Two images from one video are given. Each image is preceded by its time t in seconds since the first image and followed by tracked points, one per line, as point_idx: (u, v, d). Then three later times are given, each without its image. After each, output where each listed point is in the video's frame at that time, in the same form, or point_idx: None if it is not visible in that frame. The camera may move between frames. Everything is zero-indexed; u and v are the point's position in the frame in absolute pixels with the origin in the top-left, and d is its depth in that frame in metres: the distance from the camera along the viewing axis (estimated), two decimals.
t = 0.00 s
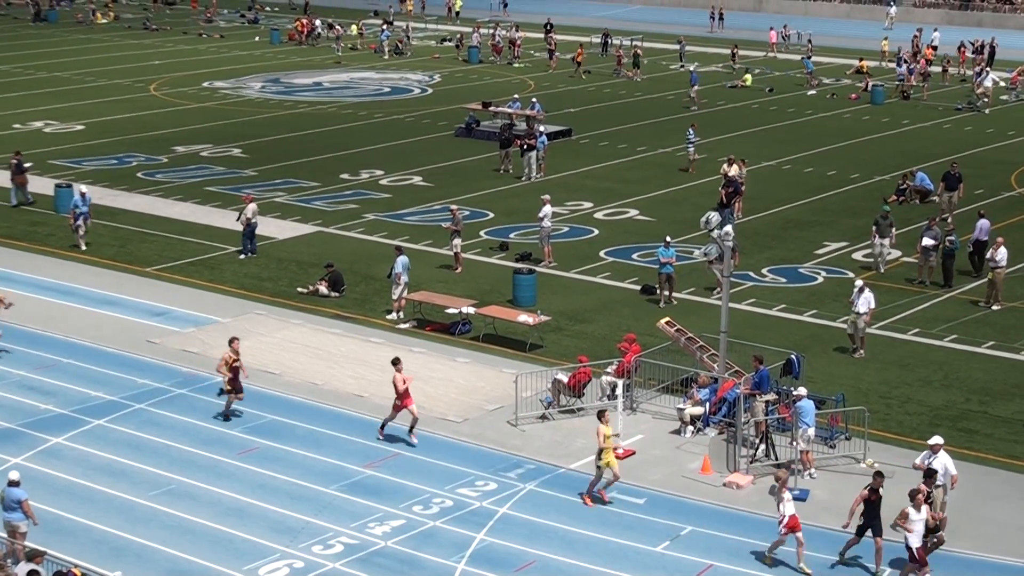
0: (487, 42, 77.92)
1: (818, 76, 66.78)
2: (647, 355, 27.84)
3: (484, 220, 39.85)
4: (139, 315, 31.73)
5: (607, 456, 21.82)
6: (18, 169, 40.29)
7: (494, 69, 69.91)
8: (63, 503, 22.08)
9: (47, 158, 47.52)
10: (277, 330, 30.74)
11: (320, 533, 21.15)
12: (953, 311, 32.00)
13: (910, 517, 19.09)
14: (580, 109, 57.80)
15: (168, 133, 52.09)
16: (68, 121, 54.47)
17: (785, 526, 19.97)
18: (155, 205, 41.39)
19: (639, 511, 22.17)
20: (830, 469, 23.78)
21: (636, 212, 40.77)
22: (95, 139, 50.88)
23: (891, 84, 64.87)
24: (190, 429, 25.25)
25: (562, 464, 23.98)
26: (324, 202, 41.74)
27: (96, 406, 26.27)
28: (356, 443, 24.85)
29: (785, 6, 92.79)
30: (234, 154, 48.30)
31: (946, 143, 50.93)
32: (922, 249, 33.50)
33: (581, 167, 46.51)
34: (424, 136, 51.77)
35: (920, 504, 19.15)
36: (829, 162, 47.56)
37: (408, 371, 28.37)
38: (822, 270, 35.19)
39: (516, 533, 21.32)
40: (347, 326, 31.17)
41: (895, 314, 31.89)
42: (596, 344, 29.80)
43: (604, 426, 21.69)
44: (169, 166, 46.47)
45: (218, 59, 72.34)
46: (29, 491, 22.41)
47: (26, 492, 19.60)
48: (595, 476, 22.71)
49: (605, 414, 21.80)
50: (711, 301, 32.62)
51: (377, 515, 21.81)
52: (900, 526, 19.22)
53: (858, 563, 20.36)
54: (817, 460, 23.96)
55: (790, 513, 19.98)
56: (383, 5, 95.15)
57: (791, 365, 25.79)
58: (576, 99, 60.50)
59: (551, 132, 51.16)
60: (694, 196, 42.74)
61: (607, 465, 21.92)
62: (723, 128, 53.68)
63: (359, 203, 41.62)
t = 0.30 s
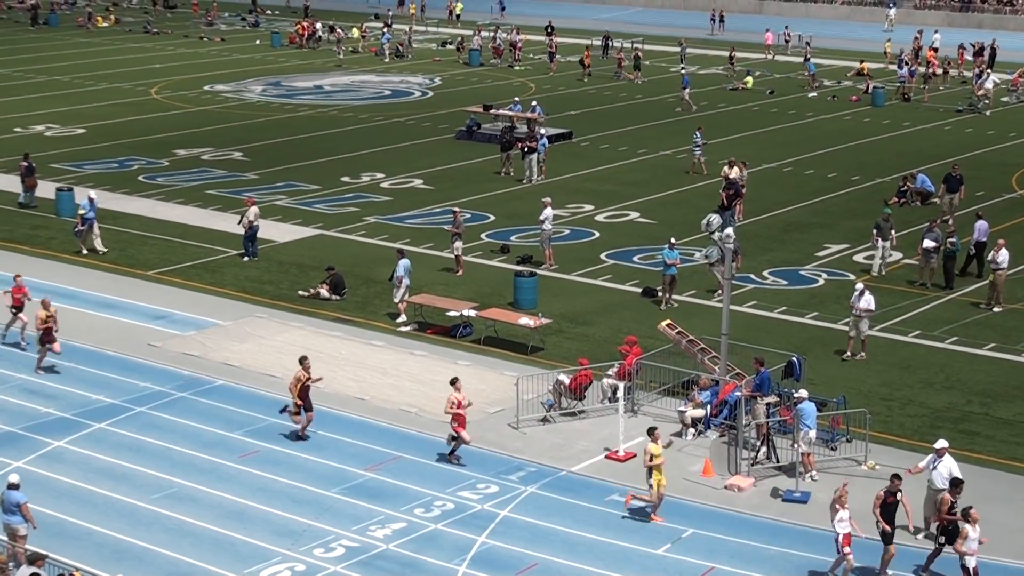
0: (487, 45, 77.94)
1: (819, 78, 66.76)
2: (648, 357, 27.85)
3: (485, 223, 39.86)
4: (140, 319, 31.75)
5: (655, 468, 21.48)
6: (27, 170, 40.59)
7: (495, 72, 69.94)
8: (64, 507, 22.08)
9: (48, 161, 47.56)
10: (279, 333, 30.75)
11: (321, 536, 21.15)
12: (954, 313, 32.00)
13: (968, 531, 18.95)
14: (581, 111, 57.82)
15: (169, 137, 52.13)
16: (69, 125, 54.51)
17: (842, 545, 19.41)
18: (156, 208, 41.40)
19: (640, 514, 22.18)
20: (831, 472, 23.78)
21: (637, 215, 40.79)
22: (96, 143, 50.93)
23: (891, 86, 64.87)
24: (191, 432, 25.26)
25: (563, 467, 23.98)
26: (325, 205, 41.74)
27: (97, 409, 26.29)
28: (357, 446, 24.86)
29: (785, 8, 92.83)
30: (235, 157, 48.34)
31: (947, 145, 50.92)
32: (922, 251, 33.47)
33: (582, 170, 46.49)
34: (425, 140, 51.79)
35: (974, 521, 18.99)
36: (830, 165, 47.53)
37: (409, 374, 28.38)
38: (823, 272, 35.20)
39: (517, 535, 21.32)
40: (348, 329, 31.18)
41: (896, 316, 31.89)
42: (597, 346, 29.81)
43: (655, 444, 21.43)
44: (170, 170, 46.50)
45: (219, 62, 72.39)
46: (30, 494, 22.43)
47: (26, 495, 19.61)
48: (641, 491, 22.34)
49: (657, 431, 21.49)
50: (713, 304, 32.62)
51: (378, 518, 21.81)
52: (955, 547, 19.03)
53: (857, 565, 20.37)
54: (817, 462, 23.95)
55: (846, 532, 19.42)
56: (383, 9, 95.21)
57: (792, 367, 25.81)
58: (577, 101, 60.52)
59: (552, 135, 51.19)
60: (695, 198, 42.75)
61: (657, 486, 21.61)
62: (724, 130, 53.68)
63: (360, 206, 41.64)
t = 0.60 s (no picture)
0: (488, 47, 77.95)
1: (820, 81, 66.77)
2: (649, 360, 27.86)
3: (486, 226, 39.86)
4: (141, 321, 31.72)
5: (698, 483, 20.96)
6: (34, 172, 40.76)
7: (495, 74, 69.96)
8: (64, 510, 22.06)
9: (48, 164, 47.54)
10: (279, 336, 30.74)
11: (321, 539, 21.14)
12: (955, 317, 31.99)
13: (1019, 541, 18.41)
14: (581, 114, 57.83)
15: (169, 139, 52.13)
16: (70, 127, 54.52)
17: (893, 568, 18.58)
18: (157, 211, 41.39)
19: (640, 516, 22.18)
20: (832, 475, 23.77)
21: (637, 218, 40.78)
22: (97, 145, 50.93)
23: (891, 89, 64.90)
24: (192, 435, 25.24)
25: (564, 470, 23.97)
26: (326, 208, 41.73)
27: (97, 411, 26.28)
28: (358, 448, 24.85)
29: (785, 12, 92.88)
30: (235, 160, 48.33)
31: (947, 148, 50.94)
32: (923, 254, 33.43)
33: (582, 173, 46.49)
34: (425, 142, 51.80)
35: None
36: (830, 168, 47.52)
37: (409, 377, 28.36)
38: (823, 275, 35.20)
39: (518, 539, 21.30)
40: (348, 332, 31.17)
41: (897, 319, 31.88)
42: (598, 349, 29.80)
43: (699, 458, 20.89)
44: (170, 172, 46.50)
45: (219, 65, 72.40)
46: (30, 497, 22.42)
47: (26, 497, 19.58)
48: (691, 504, 21.84)
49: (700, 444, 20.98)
50: (714, 306, 32.61)
51: (379, 521, 21.80)
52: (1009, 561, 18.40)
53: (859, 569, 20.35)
54: (818, 465, 23.93)
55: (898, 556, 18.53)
56: (384, 11, 95.24)
57: (793, 370, 25.81)
58: (577, 104, 60.54)
59: (553, 138, 51.20)
60: (695, 201, 42.74)
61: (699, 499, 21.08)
62: (724, 133, 53.69)
63: (361, 209, 41.64)
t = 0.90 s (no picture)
0: (488, 51, 78.00)
1: (821, 85, 66.78)
2: (650, 364, 27.89)
3: (486, 229, 39.87)
4: (142, 324, 31.75)
5: (741, 492, 20.71)
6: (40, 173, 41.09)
7: (496, 77, 70.00)
8: (65, 513, 22.07)
9: (49, 167, 47.58)
10: (279, 339, 30.76)
11: (323, 542, 21.14)
12: (956, 320, 31.99)
13: None
14: (582, 117, 57.86)
15: (170, 143, 52.17)
16: (70, 131, 54.56)
17: None
18: (158, 214, 41.41)
19: (641, 519, 22.18)
20: (833, 477, 23.76)
21: (638, 221, 40.79)
22: (97, 148, 50.96)
23: (892, 92, 64.93)
24: (193, 438, 25.26)
25: (564, 473, 23.98)
26: (326, 211, 41.76)
27: (99, 415, 26.30)
28: (359, 451, 24.86)
29: (785, 15, 92.93)
30: (236, 163, 48.36)
31: (948, 151, 50.95)
32: (923, 257, 33.41)
33: (582, 176, 46.50)
34: (426, 146, 51.81)
35: None
36: (831, 171, 47.54)
37: (410, 381, 28.37)
38: (824, 278, 35.20)
39: (519, 542, 21.30)
40: (349, 335, 31.18)
41: (897, 322, 31.89)
42: (598, 352, 29.81)
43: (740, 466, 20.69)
44: (171, 175, 46.53)
45: (220, 68, 72.45)
46: (31, 500, 22.43)
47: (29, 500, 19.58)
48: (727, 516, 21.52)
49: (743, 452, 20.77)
50: (715, 309, 32.63)
51: (380, 524, 21.81)
52: None
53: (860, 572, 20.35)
54: (819, 468, 23.92)
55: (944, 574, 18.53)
56: (384, 14, 95.29)
57: (794, 373, 25.81)
58: (578, 107, 60.56)
59: (554, 141, 51.23)
60: (696, 204, 42.75)
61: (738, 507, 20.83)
62: (725, 136, 53.71)
63: (361, 212, 41.66)
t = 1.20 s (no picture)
0: (488, 53, 78.01)
1: (820, 86, 66.81)
2: (651, 365, 27.91)
3: (486, 231, 39.87)
4: (143, 327, 31.74)
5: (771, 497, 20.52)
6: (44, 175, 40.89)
7: (495, 79, 70.02)
8: (66, 515, 22.07)
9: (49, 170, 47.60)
10: (279, 341, 30.75)
11: (323, 543, 21.14)
12: (956, 321, 31.99)
13: None
14: (582, 119, 57.88)
15: (170, 145, 52.19)
16: (70, 133, 54.58)
17: None
18: (158, 216, 41.42)
19: (641, 520, 22.19)
20: (833, 478, 23.76)
21: (638, 222, 40.80)
22: (97, 151, 50.94)
23: (891, 93, 64.94)
24: (193, 440, 25.26)
25: (565, 474, 23.99)
26: (326, 213, 41.76)
27: (99, 417, 26.30)
28: (358, 453, 24.87)
29: (785, 16, 92.95)
30: (236, 166, 48.37)
31: (947, 152, 50.95)
32: (923, 258, 33.39)
33: (582, 178, 46.50)
34: (426, 148, 51.81)
35: None
36: (830, 172, 47.57)
37: (410, 382, 28.37)
38: (824, 279, 35.21)
39: (520, 543, 21.30)
40: (349, 337, 31.18)
41: (897, 323, 31.89)
42: (599, 354, 29.82)
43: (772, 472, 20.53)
44: (171, 178, 46.54)
45: (220, 70, 72.50)
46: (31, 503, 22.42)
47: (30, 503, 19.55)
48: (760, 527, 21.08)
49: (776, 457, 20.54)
50: (716, 311, 32.65)
51: (381, 525, 21.81)
52: None
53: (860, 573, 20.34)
54: (820, 469, 23.92)
55: None
56: (384, 16, 95.32)
57: (794, 374, 25.83)
58: (577, 109, 60.55)
59: (553, 143, 51.22)
60: (696, 206, 42.76)
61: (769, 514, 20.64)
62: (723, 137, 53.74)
63: (362, 214, 41.67)
